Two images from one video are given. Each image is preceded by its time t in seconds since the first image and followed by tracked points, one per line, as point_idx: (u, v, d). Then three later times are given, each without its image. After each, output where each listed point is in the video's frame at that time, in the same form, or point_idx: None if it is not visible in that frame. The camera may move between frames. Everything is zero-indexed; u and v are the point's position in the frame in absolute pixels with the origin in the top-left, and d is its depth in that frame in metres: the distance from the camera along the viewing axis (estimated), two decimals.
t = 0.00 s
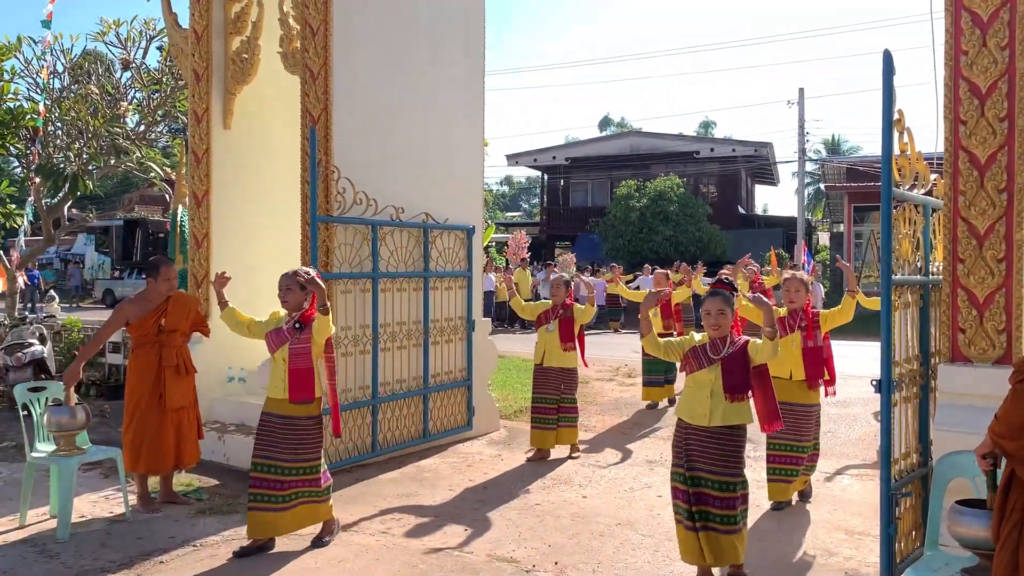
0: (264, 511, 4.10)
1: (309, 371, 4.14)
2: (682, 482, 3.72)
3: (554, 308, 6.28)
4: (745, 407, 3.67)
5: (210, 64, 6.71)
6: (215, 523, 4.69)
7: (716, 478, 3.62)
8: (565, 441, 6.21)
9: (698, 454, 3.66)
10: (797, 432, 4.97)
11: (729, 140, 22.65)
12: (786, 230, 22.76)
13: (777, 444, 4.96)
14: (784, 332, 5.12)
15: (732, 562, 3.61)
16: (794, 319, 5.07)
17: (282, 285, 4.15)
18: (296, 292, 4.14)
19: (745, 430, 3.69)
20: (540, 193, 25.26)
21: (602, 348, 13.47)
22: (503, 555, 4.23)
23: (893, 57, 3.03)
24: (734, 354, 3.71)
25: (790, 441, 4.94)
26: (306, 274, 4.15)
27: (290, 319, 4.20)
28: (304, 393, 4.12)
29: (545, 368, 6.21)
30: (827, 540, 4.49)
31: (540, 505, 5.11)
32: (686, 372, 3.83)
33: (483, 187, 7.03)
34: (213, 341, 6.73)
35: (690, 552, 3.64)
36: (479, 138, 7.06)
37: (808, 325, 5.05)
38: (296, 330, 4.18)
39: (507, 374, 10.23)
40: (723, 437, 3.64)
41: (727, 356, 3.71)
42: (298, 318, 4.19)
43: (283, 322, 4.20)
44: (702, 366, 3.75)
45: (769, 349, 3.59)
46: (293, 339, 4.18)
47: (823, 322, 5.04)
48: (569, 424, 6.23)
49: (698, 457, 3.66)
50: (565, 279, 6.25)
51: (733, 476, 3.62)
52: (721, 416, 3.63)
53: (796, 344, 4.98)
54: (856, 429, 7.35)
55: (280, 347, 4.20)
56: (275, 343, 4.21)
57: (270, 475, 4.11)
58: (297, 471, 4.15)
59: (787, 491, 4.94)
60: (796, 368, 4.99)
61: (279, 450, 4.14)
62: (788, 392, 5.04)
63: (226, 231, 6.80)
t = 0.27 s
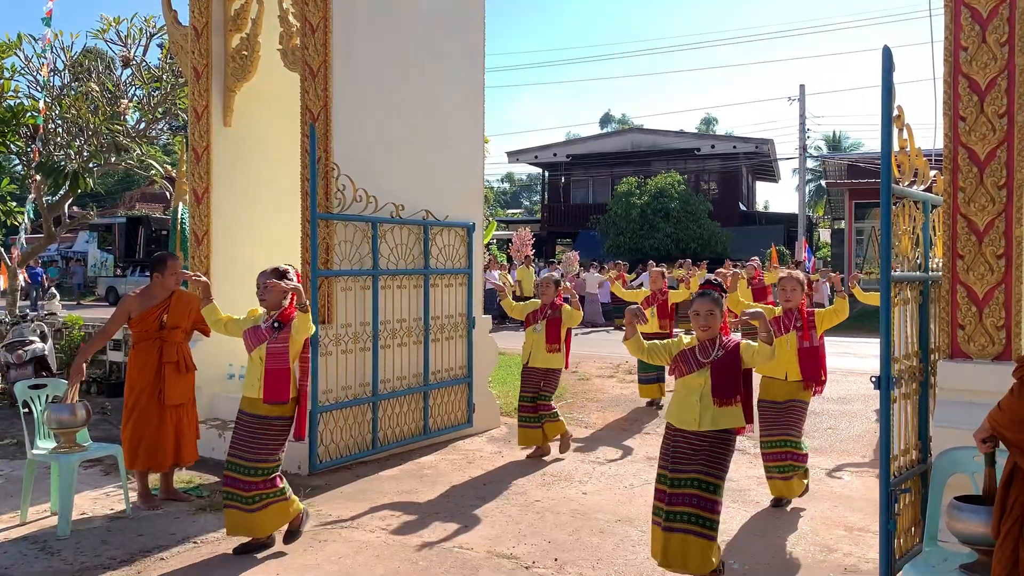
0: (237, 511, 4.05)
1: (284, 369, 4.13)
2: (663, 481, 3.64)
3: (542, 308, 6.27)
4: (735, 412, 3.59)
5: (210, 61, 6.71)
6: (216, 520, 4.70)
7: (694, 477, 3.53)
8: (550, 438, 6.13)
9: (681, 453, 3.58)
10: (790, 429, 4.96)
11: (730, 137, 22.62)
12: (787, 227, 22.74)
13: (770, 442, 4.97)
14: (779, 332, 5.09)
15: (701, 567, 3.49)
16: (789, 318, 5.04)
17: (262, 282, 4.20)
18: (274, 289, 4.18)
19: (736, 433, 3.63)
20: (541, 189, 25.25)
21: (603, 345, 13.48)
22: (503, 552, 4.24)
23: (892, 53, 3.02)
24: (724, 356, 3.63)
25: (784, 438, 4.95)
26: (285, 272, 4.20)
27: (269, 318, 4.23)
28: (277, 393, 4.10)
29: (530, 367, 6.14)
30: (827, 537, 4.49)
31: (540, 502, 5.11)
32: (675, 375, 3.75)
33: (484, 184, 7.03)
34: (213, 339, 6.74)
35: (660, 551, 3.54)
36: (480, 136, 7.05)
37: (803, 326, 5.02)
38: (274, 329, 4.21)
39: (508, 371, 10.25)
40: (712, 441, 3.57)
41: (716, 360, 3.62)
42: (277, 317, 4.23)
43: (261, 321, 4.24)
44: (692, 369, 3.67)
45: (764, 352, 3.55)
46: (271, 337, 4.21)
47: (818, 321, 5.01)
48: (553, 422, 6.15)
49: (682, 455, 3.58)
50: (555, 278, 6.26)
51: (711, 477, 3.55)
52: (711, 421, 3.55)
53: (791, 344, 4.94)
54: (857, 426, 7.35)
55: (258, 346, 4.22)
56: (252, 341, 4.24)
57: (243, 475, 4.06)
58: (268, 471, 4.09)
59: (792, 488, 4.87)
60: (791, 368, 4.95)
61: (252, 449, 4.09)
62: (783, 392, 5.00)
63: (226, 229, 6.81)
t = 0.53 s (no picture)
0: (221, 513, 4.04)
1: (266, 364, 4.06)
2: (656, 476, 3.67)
3: (530, 303, 6.31)
4: (722, 402, 3.57)
5: (206, 58, 6.71)
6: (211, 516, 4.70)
7: (685, 473, 3.55)
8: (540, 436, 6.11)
9: (670, 447, 3.59)
10: (783, 426, 4.96)
11: (727, 134, 22.62)
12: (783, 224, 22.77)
13: (765, 438, 4.98)
14: (768, 324, 5.09)
15: (701, 562, 3.54)
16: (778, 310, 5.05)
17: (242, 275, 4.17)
18: (253, 281, 4.12)
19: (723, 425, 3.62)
20: (538, 186, 25.25)
21: (599, 341, 13.50)
22: (498, 548, 4.25)
23: (885, 49, 3.02)
24: (713, 345, 3.61)
25: (778, 435, 4.95)
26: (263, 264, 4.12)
27: (250, 311, 4.17)
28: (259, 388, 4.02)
29: (520, 362, 6.21)
30: (822, 532, 4.50)
31: (536, 498, 5.12)
32: (663, 364, 3.74)
33: (479, 181, 7.03)
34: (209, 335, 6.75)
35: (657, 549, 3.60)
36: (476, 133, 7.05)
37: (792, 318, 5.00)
38: (255, 323, 4.14)
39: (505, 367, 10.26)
40: (697, 431, 3.56)
41: (704, 349, 3.61)
42: (257, 310, 4.15)
43: (242, 315, 4.18)
44: (680, 357, 3.66)
45: (753, 341, 3.55)
46: (252, 331, 4.14)
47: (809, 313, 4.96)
48: (541, 420, 6.14)
49: (671, 449, 3.59)
50: (542, 273, 6.28)
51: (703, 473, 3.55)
52: (696, 410, 3.54)
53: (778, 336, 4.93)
54: (852, 422, 7.37)
55: (240, 340, 4.17)
56: (235, 335, 4.20)
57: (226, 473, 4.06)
58: (250, 468, 4.07)
59: (791, 486, 4.92)
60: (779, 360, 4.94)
61: (232, 446, 4.09)
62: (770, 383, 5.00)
63: (222, 225, 6.81)
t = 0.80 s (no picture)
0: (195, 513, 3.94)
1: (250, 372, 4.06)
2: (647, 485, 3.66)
3: (519, 304, 6.21)
4: (714, 414, 3.58)
5: (200, 56, 6.70)
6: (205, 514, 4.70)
7: (677, 479, 3.54)
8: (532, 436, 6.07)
9: (661, 456, 3.60)
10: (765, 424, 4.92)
11: (722, 133, 22.65)
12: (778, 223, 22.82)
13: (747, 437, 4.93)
14: (759, 331, 5.08)
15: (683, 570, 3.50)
16: (769, 317, 5.06)
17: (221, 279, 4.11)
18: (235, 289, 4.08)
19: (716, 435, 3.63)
20: (533, 185, 25.25)
21: (593, 340, 13.52)
22: (492, 546, 4.25)
23: (877, 50, 3.03)
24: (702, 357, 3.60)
25: (759, 433, 4.90)
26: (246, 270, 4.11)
27: (230, 318, 4.14)
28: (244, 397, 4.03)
29: (509, 364, 6.11)
30: (815, 530, 4.52)
31: (530, 496, 5.13)
32: (653, 375, 3.73)
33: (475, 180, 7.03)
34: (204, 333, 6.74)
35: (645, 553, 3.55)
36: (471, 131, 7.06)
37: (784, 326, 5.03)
38: (236, 330, 4.11)
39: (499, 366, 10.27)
40: (689, 443, 3.56)
41: (695, 360, 3.60)
42: (238, 318, 4.13)
43: (222, 321, 4.14)
44: (670, 369, 3.65)
45: (743, 361, 3.57)
46: (233, 339, 4.11)
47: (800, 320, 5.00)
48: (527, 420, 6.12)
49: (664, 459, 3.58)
50: (529, 273, 6.22)
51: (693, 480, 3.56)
52: (687, 423, 3.55)
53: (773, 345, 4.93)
54: (845, 421, 7.40)
55: (221, 347, 4.13)
56: (214, 342, 4.15)
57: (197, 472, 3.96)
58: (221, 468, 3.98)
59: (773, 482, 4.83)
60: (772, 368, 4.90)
61: (204, 446, 4.00)
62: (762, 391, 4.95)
63: (217, 224, 6.80)
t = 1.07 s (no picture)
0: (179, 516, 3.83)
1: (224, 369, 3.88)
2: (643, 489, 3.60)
3: (505, 303, 6.05)
4: (701, 411, 3.54)
5: (193, 54, 6.68)
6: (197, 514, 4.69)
7: (677, 482, 3.49)
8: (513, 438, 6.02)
9: (657, 460, 3.52)
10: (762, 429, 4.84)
11: (716, 134, 22.69)
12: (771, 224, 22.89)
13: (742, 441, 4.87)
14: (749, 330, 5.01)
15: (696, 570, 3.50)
16: (759, 316, 5.01)
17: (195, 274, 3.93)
18: (210, 282, 3.92)
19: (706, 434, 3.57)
20: (527, 185, 25.27)
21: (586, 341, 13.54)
22: (485, 546, 4.25)
23: (871, 52, 3.04)
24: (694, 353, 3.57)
25: (755, 438, 4.83)
26: (221, 265, 3.96)
27: (203, 314, 3.94)
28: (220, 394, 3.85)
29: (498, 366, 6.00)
30: (807, 531, 4.54)
31: (523, 496, 5.14)
32: (644, 370, 3.68)
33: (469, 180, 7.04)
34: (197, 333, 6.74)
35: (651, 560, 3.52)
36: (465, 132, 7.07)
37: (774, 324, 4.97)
38: (209, 326, 3.91)
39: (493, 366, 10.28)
40: (679, 441, 3.50)
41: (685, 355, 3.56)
42: (211, 313, 3.94)
43: (194, 317, 3.94)
44: (659, 364, 3.60)
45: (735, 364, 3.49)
46: (205, 335, 3.91)
47: (788, 319, 4.97)
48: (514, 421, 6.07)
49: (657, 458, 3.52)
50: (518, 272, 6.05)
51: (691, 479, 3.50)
52: (677, 420, 3.49)
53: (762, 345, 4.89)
54: (837, 421, 7.43)
55: (192, 345, 3.93)
56: (185, 339, 3.94)
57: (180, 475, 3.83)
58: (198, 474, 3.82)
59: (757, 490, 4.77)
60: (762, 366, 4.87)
61: (187, 450, 3.84)
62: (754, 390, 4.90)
63: (210, 223, 6.79)
